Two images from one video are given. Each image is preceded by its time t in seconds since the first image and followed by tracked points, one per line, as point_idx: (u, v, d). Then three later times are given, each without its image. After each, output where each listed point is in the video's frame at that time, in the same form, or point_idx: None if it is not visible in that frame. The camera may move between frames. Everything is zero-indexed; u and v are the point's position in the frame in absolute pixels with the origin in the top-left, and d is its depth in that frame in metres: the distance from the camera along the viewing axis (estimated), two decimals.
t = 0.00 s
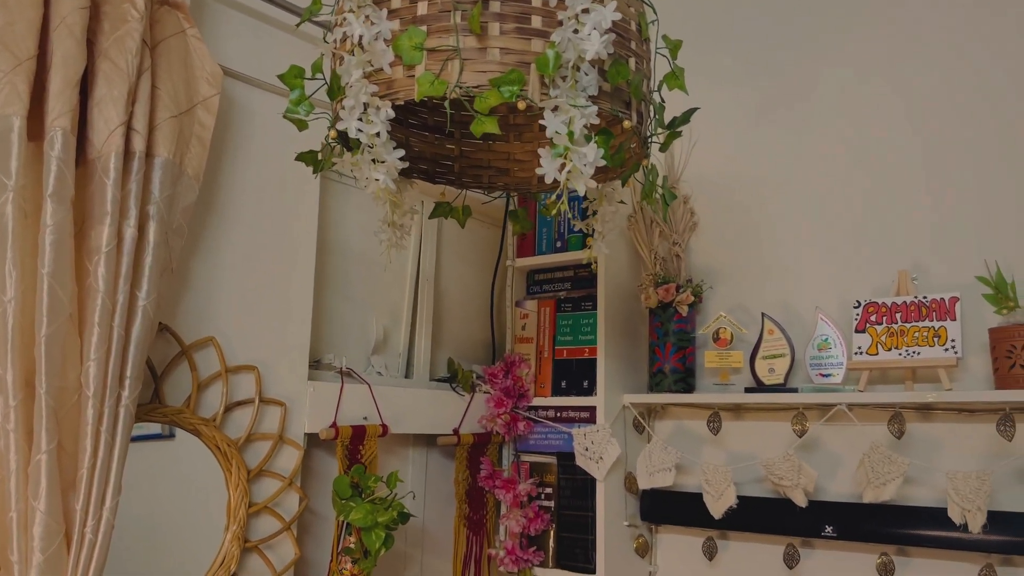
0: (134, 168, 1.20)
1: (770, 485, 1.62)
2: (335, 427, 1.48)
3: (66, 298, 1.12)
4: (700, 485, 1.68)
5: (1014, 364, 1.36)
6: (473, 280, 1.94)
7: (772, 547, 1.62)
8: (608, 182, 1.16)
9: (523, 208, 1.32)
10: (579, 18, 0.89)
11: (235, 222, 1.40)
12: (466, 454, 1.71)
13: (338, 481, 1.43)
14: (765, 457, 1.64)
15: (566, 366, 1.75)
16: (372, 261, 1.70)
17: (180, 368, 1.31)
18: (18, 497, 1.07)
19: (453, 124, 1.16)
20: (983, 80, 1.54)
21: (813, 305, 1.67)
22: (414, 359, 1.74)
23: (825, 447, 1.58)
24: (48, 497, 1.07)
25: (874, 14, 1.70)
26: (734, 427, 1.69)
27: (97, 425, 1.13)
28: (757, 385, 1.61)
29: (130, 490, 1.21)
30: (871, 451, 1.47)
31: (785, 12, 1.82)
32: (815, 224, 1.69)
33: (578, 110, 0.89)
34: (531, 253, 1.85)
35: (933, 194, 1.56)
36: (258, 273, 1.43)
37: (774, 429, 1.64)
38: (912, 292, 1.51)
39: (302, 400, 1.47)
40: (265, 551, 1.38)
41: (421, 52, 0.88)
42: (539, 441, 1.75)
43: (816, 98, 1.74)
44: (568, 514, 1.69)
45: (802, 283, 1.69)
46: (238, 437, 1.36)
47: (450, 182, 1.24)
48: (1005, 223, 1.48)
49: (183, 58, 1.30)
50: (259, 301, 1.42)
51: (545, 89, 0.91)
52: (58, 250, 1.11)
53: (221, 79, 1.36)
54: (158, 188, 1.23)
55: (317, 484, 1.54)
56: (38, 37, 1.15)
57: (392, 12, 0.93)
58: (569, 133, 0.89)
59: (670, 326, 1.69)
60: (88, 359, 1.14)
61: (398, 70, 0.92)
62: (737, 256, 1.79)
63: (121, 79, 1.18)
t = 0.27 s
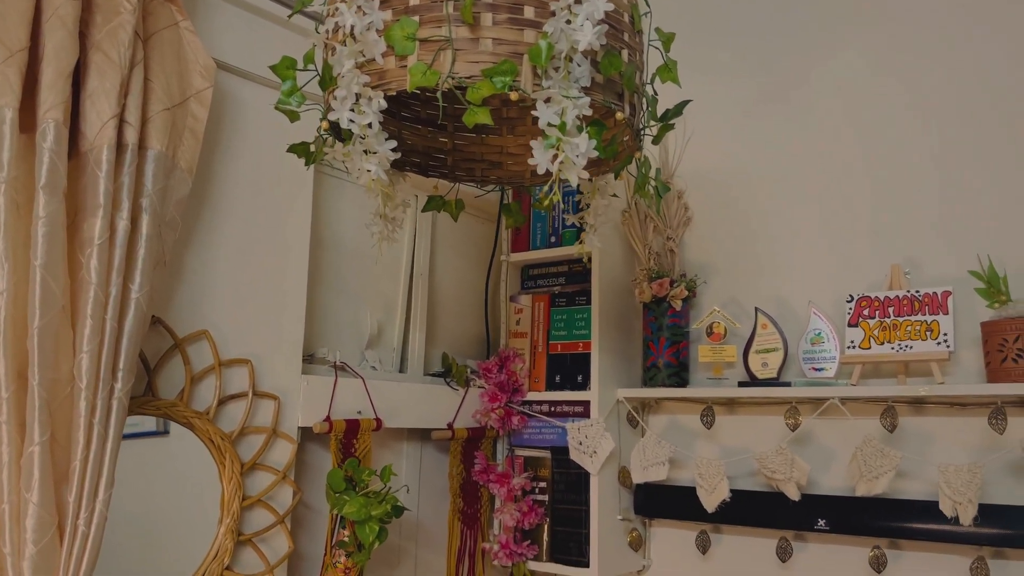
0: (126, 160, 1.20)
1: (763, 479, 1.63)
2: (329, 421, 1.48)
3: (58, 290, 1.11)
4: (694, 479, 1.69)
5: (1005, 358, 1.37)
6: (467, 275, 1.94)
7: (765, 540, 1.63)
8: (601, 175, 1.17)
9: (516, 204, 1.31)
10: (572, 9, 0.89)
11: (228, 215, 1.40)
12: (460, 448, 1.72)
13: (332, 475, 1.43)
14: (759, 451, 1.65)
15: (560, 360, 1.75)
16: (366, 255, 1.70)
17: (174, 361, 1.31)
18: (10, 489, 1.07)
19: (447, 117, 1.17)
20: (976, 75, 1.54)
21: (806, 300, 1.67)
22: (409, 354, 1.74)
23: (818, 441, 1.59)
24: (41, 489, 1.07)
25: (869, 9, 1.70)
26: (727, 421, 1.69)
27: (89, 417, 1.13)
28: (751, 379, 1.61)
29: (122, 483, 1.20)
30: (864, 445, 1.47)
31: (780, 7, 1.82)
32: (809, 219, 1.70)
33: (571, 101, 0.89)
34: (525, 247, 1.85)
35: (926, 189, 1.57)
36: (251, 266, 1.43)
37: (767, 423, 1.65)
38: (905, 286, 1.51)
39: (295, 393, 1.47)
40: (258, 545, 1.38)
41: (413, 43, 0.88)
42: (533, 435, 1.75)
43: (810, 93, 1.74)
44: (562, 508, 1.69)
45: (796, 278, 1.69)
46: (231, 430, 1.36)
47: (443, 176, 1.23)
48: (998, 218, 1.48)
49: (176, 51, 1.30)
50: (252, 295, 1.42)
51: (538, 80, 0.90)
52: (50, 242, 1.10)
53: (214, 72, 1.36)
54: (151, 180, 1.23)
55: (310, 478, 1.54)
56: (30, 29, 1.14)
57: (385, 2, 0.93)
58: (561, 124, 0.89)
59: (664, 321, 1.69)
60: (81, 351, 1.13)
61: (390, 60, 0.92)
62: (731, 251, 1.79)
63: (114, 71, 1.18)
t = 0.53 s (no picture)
0: (118, 151, 1.19)
1: (756, 472, 1.63)
2: (323, 414, 1.48)
3: (50, 281, 1.11)
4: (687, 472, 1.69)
5: (998, 350, 1.37)
6: (461, 269, 1.94)
7: (759, 533, 1.63)
8: (595, 167, 1.17)
9: (509, 196, 1.31)
10: None
11: (221, 207, 1.39)
12: (455, 442, 1.71)
13: (325, 468, 1.42)
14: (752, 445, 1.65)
15: (555, 354, 1.75)
16: (361, 248, 1.69)
17: (166, 354, 1.31)
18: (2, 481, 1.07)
19: (438, 109, 1.16)
20: (969, 69, 1.55)
21: (800, 294, 1.67)
22: (403, 347, 1.74)
23: (811, 434, 1.59)
24: (33, 481, 1.07)
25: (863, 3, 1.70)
26: (721, 415, 1.70)
27: (82, 409, 1.12)
28: (744, 372, 1.62)
29: (114, 475, 1.20)
30: (857, 438, 1.47)
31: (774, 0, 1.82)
32: (803, 214, 1.70)
33: (564, 91, 0.88)
34: (520, 241, 1.85)
35: (919, 183, 1.57)
36: (244, 258, 1.42)
37: (761, 416, 1.65)
38: (898, 280, 1.52)
39: (289, 386, 1.47)
40: (252, 538, 1.38)
41: (406, 32, 0.88)
42: (527, 429, 1.75)
43: (804, 87, 1.74)
44: (556, 501, 1.69)
45: (790, 272, 1.70)
46: (225, 423, 1.36)
47: (436, 168, 1.23)
48: (990, 212, 1.49)
49: (168, 42, 1.30)
50: (246, 288, 1.42)
51: (531, 70, 0.90)
52: (42, 233, 1.10)
53: (206, 63, 1.35)
54: (143, 171, 1.23)
55: (304, 471, 1.54)
56: (20, 18, 1.14)
57: None
58: (554, 114, 0.89)
59: (658, 314, 1.69)
60: (73, 343, 1.13)
61: (383, 50, 0.91)
62: (724, 245, 1.80)
63: (105, 62, 1.17)
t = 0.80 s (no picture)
0: (112, 145, 1.19)
1: (750, 465, 1.63)
2: (318, 407, 1.48)
3: (43, 273, 1.11)
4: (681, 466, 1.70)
5: (990, 344, 1.38)
6: (456, 264, 1.95)
7: (752, 527, 1.64)
8: (589, 162, 1.17)
9: (504, 189, 1.31)
10: None
11: (215, 201, 1.39)
12: (449, 436, 1.71)
13: (319, 462, 1.42)
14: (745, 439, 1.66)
15: (549, 348, 1.75)
16: (356, 243, 1.69)
17: (160, 348, 1.31)
18: None
19: (433, 103, 1.16)
20: (962, 65, 1.55)
21: (793, 288, 1.68)
22: (398, 342, 1.75)
23: (804, 428, 1.60)
24: (26, 473, 1.07)
25: None
26: (715, 409, 1.70)
27: (75, 402, 1.12)
28: (738, 367, 1.62)
29: (108, 469, 1.20)
30: (850, 432, 1.47)
31: None
32: (797, 209, 1.70)
33: (559, 85, 0.88)
34: (515, 236, 1.86)
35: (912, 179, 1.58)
36: (238, 251, 1.42)
37: (754, 410, 1.66)
38: (891, 274, 1.52)
39: (283, 380, 1.47)
40: (247, 531, 1.39)
41: (400, 26, 0.88)
42: (522, 423, 1.75)
43: (799, 82, 1.74)
44: (550, 495, 1.69)
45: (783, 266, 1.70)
46: (219, 417, 1.36)
47: (431, 163, 1.23)
48: (983, 207, 1.49)
49: (162, 35, 1.29)
50: (240, 282, 1.42)
51: (525, 64, 0.90)
52: (35, 225, 1.10)
53: (200, 57, 1.35)
54: (137, 164, 1.23)
55: (298, 465, 1.54)
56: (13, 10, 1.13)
57: None
58: (548, 108, 0.88)
59: (653, 309, 1.69)
60: (66, 336, 1.12)
61: (377, 43, 0.91)
62: (718, 240, 1.80)
63: (98, 54, 1.17)
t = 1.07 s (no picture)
0: (105, 137, 1.19)
1: (744, 459, 1.64)
2: (312, 401, 1.48)
3: (36, 265, 1.10)
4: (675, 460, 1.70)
5: (983, 339, 1.38)
6: (451, 259, 1.95)
7: (745, 520, 1.65)
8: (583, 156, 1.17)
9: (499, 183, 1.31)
10: None
11: (208, 195, 1.39)
12: (444, 430, 1.71)
13: (313, 456, 1.43)
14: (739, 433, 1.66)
15: (544, 343, 1.76)
16: (351, 237, 1.69)
17: (153, 341, 1.31)
18: None
19: (427, 97, 1.16)
20: (957, 64, 1.55)
21: (787, 283, 1.68)
22: (392, 336, 1.75)
23: (798, 421, 1.60)
24: (19, 466, 1.06)
25: None
26: (709, 403, 1.71)
27: (68, 394, 1.11)
28: (732, 361, 1.63)
29: (101, 462, 1.20)
30: (843, 426, 1.48)
31: None
32: (791, 204, 1.71)
33: (552, 79, 0.88)
34: (509, 231, 1.85)
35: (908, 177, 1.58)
36: (232, 245, 1.42)
37: (748, 404, 1.66)
38: (885, 269, 1.53)
39: (277, 373, 1.47)
40: (241, 525, 1.39)
41: (394, 20, 0.88)
42: (516, 418, 1.75)
43: (793, 77, 1.75)
44: (544, 489, 1.70)
45: (777, 261, 1.71)
46: (212, 410, 1.36)
47: (426, 155, 1.23)
48: (978, 203, 1.50)
49: (156, 28, 1.29)
50: (234, 276, 1.41)
51: (520, 58, 0.90)
52: (28, 218, 1.09)
53: (194, 49, 1.35)
54: (130, 157, 1.22)
55: (293, 459, 1.54)
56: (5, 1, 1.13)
57: None
58: (542, 103, 0.88)
59: (647, 303, 1.70)
60: (60, 328, 1.12)
61: (371, 38, 0.91)
62: (712, 235, 1.81)
63: (91, 46, 1.16)
